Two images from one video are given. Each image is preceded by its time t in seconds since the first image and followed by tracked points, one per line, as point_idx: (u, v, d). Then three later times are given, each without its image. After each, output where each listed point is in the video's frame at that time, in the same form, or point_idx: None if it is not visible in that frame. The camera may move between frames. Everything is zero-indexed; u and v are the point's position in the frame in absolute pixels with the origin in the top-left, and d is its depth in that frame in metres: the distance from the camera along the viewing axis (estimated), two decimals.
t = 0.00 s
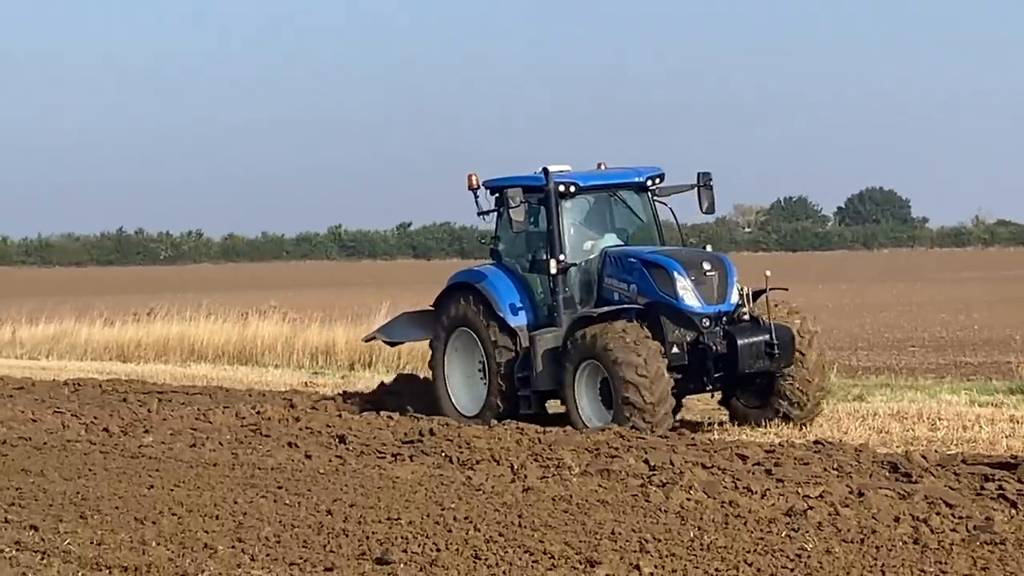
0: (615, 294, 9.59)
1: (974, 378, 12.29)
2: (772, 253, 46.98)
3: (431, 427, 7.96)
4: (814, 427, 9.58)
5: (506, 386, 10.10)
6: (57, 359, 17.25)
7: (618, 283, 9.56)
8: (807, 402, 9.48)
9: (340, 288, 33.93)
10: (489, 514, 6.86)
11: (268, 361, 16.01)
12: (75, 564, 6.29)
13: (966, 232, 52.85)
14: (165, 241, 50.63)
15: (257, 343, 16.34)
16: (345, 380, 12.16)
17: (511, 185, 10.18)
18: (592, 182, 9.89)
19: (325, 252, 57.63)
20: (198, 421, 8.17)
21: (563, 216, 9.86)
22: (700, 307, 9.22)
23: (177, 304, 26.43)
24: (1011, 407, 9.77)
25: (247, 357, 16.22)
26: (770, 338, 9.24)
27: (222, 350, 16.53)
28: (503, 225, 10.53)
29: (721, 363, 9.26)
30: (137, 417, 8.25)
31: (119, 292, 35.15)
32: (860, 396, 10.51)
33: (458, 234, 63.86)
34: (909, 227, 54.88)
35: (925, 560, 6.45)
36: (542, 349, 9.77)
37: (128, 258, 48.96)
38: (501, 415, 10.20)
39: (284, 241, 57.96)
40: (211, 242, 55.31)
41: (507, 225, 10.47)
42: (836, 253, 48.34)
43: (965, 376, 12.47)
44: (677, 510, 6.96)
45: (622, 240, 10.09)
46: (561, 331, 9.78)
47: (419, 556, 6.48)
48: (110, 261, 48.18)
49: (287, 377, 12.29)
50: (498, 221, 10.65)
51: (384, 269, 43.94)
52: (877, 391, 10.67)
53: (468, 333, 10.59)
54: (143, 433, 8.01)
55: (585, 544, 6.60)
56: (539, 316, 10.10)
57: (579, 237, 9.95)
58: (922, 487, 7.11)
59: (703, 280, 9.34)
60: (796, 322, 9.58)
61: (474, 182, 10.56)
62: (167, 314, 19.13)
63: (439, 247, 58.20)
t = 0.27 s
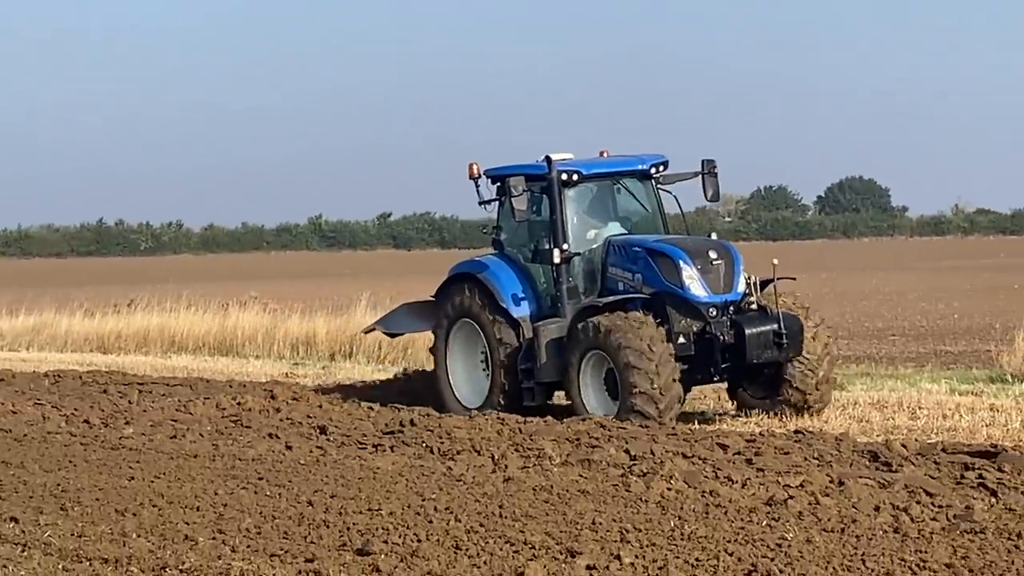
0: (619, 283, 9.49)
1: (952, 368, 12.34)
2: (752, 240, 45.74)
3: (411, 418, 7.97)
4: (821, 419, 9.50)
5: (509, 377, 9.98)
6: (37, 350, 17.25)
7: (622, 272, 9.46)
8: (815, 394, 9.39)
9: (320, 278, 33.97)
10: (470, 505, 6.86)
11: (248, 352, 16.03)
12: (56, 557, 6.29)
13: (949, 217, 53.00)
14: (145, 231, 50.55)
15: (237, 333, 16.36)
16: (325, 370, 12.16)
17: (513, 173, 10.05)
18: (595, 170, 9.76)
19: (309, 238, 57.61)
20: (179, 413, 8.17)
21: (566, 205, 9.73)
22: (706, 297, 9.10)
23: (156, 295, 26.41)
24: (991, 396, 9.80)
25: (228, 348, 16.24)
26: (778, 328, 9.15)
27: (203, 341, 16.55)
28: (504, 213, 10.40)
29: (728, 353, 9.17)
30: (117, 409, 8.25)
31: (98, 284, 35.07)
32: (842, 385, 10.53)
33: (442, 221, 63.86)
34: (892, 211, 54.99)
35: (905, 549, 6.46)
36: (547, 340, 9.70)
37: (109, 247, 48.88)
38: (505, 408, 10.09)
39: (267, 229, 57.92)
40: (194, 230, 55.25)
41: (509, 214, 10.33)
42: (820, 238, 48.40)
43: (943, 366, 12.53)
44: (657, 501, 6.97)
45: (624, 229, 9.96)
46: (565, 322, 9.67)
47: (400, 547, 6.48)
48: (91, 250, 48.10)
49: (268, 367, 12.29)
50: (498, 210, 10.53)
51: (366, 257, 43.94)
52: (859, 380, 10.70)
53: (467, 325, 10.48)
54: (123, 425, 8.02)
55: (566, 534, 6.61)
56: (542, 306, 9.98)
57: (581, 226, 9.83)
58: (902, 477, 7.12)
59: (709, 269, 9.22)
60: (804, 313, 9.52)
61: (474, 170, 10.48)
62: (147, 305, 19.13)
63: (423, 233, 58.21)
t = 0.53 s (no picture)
0: (627, 273, 9.42)
1: (931, 360, 12.40)
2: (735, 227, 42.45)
3: (393, 410, 7.98)
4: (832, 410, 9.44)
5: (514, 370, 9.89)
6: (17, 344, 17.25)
7: (630, 262, 9.39)
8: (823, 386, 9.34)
9: (301, 273, 33.99)
10: (452, 497, 6.87)
11: (229, 346, 16.04)
12: (37, 550, 6.29)
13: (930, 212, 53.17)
14: (127, 226, 50.53)
15: (219, 326, 16.36)
16: (306, 363, 12.17)
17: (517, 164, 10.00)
18: (602, 159, 9.72)
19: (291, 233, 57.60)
20: (160, 406, 8.18)
21: (572, 195, 9.68)
22: (715, 285, 9.02)
23: (134, 288, 26.40)
24: (972, 388, 9.84)
25: (209, 341, 16.25)
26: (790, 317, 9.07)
27: (184, 334, 16.56)
28: (506, 205, 10.36)
29: (738, 343, 9.12)
30: (99, 402, 8.26)
31: (77, 278, 35.02)
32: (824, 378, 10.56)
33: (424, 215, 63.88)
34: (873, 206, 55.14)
35: (886, 539, 6.48)
36: (552, 331, 9.57)
37: (91, 242, 48.84)
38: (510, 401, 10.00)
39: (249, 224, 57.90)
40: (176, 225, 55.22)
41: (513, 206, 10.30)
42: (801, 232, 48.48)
43: (922, 357, 12.58)
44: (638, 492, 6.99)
45: (630, 220, 9.91)
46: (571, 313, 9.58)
47: (381, 539, 6.50)
48: (73, 245, 48.05)
49: (249, 360, 12.29)
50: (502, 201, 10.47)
51: (348, 252, 43.94)
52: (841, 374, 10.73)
53: (472, 316, 10.39)
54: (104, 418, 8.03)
55: (547, 525, 6.62)
56: (547, 298, 9.90)
57: (587, 216, 9.76)
58: (882, 467, 7.14)
59: (719, 257, 9.14)
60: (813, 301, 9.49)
61: (478, 161, 10.44)
62: (126, 298, 19.13)
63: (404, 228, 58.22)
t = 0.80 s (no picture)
0: (632, 266, 9.39)
1: (910, 353, 12.42)
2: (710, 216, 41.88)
3: (372, 404, 7.97)
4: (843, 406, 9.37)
5: (517, 364, 9.84)
6: None
7: (635, 255, 9.36)
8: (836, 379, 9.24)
9: (279, 267, 33.94)
10: (432, 491, 6.86)
11: (208, 341, 16.01)
12: (15, 545, 6.28)
13: (910, 205, 53.27)
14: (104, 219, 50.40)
15: (198, 321, 16.34)
16: (286, 357, 12.15)
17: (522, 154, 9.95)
18: (608, 150, 9.67)
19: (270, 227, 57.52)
20: (138, 400, 8.17)
21: (578, 185, 9.63)
22: (723, 279, 8.98)
23: (108, 283, 26.35)
24: (951, 380, 9.84)
25: (187, 335, 16.22)
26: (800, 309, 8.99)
27: (162, 328, 16.54)
28: (511, 196, 10.32)
29: (747, 336, 9.02)
30: (77, 396, 8.25)
31: (53, 272, 34.91)
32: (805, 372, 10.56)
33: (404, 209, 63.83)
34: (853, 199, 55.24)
35: (865, 532, 6.48)
36: (557, 325, 9.52)
37: (68, 236, 48.71)
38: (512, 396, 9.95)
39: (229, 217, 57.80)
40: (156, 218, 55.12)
41: (518, 197, 10.26)
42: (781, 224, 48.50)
43: (901, 350, 12.60)
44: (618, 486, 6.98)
45: (636, 211, 9.86)
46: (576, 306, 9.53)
47: (361, 534, 6.48)
48: (49, 239, 47.92)
49: (227, 355, 12.27)
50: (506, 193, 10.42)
51: (326, 246, 43.89)
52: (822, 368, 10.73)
53: (474, 310, 10.33)
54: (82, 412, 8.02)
55: (527, 519, 6.61)
56: (551, 291, 9.85)
57: (593, 208, 9.71)
58: (862, 460, 7.14)
59: (726, 250, 9.10)
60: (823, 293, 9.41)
61: (480, 150, 10.41)
62: (104, 292, 19.10)
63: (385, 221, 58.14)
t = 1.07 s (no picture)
0: (634, 261, 9.38)
1: (885, 348, 12.47)
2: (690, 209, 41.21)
3: (349, 399, 7.98)
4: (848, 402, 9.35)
5: (518, 360, 9.80)
6: None
7: (637, 250, 9.34)
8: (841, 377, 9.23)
9: (254, 262, 33.92)
10: (408, 486, 6.86)
11: (184, 337, 16.01)
12: None
13: (888, 199, 53.41)
14: (81, 214, 50.31)
15: (175, 317, 16.33)
16: (263, 352, 12.15)
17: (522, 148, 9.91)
18: (608, 143, 9.59)
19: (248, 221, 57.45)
20: (115, 396, 8.17)
21: (577, 179, 9.57)
22: (727, 274, 8.95)
23: (81, 279, 26.31)
24: (928, 375, 9.88)
25: (164, 331, 16.22)
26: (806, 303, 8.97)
27: (139, 324, 16.53)
28: (508, 190, 10.31)
29: (752, 332, 9.00)
30: (52, 392, 8.25)
31: (28, 268, 34.83)
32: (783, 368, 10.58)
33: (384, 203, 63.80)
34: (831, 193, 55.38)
35: (841, 526, 6.50)
36: (559, 320, 9.48)
37: (44, 232, 48.62)
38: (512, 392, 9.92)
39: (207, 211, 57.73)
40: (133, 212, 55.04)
41: (515, 191, 10.25)
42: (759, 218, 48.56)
43: (876, 345, 12.64)
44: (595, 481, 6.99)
45: (635, 204, 9.81)
46: (578, 303, 9.49)
47: (338, 529, 6.48)
48: (26, 235, 47.82)
49: (204, 350, 12.28)
50: (503, 187, 10.40)
51: (303, 241, 43.83)
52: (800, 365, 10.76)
53: (474, 307, 10.30)
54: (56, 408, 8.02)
55: (504, 515, 6.62)
56: (551, 286, 9.83)
57: (592, 202, 9.67)
58: (838, 455, 7.15)
59: (731, 245, 9.06)
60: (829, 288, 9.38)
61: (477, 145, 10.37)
62: (78, 288, 19.09)
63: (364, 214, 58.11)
